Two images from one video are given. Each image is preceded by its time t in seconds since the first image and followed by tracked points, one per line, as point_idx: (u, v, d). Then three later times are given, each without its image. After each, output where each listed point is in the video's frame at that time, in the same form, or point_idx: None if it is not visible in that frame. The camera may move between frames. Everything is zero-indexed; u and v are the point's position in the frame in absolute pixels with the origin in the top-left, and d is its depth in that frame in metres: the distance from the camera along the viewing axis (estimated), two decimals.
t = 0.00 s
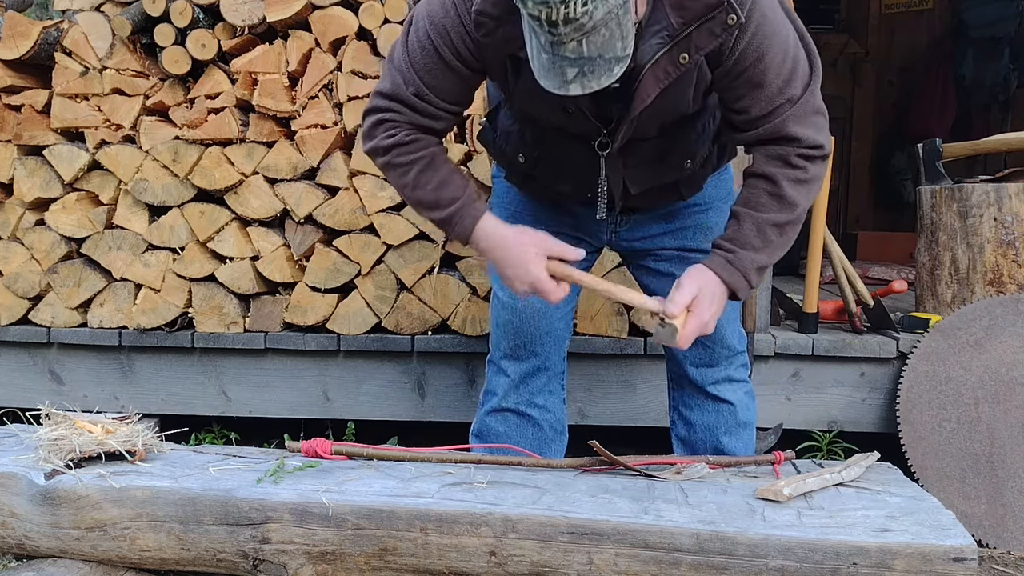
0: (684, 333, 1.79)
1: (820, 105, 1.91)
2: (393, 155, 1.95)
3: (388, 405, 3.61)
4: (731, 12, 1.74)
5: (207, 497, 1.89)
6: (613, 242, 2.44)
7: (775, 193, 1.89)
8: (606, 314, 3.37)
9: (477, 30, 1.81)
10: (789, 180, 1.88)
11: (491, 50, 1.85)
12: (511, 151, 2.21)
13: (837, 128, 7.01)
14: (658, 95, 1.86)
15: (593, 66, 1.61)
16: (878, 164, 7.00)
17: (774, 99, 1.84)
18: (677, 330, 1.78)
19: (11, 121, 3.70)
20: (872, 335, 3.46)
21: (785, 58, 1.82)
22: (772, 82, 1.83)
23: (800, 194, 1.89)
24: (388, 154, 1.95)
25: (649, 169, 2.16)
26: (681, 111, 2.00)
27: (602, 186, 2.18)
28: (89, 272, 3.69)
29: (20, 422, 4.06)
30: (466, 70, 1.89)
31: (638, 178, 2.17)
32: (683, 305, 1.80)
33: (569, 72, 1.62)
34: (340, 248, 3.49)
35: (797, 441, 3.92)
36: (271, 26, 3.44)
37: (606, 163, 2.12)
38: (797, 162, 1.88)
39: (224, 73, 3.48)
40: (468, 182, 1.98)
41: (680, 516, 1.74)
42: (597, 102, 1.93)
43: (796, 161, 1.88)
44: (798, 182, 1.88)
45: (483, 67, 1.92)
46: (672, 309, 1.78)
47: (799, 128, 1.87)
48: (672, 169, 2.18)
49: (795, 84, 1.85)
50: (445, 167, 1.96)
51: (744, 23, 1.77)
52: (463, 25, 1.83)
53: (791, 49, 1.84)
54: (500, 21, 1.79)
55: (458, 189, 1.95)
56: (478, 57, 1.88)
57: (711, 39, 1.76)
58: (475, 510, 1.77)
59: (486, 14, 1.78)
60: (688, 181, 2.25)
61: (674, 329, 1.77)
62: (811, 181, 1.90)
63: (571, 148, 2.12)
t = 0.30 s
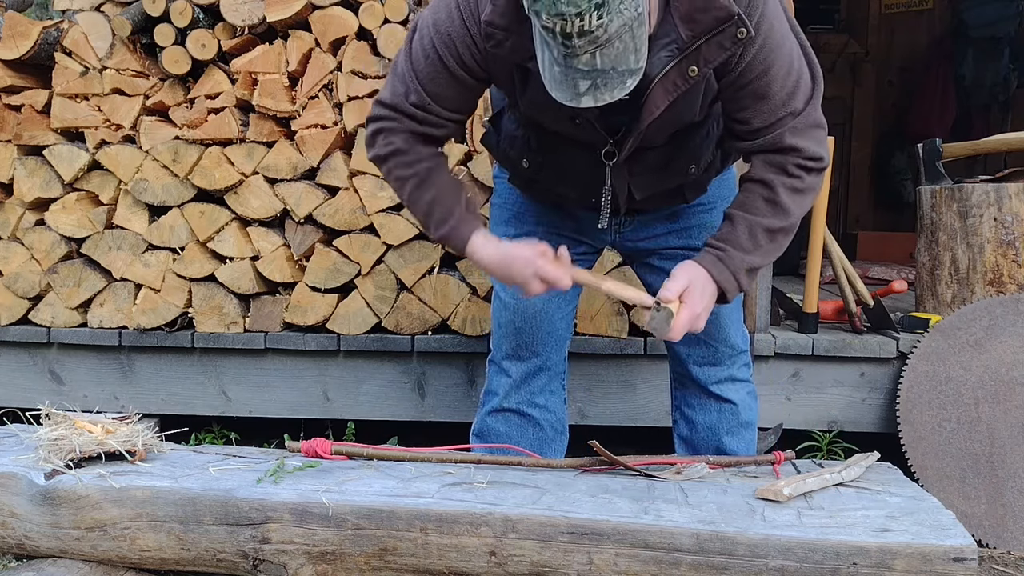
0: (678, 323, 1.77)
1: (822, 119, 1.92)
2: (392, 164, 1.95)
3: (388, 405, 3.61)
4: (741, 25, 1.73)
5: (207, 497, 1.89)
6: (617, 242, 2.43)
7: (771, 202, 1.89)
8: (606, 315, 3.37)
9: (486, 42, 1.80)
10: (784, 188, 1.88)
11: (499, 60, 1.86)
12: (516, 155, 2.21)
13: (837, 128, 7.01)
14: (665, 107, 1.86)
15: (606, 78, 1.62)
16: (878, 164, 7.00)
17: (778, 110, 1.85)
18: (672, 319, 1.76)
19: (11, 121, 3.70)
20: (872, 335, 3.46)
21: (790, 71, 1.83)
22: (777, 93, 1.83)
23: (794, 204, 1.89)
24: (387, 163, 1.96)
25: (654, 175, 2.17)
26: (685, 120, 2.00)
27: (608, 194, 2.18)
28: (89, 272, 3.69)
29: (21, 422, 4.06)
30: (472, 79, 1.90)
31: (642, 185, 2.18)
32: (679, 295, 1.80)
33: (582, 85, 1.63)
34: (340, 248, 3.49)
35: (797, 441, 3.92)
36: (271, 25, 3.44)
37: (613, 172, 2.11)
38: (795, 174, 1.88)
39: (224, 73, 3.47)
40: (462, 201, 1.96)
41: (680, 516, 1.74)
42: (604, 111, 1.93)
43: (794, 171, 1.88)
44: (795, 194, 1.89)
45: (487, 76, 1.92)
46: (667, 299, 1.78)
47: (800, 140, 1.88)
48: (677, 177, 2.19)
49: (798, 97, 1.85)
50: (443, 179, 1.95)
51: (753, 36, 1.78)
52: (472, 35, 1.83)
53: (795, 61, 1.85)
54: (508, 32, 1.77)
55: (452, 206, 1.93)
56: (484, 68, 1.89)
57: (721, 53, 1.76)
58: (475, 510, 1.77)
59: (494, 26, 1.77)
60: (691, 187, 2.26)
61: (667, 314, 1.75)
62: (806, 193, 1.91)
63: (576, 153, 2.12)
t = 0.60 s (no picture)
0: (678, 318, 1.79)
1: (831, 108, 1.92)
2: (397, 139, 1.97)
3: (388, 404, 3.61)
4: (750, 10, 1.74)
5: (207, 497, 1.89)
6: (617, 242, 2.43)
7: (779, 191, 1.89)
8: (606, 315, 3.37)
9: (492, 25, 1.81)
10: (793, 178, 1.88)
11: (504, 46, 1.86)
12: (518, 149, 2.21)
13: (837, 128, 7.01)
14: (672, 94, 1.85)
15: (627, 56, 1.61)
16: (878, 164, 7.00)
17: (789, 98, 1.86)
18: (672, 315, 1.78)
19: (11, 121, 3.70)
20: (872, 335, 3.46)
21: (801, 59, 1.84)
22: (787, 81, 1.84)
23: (801, 194, 1.89)
24: (393, 137, 1.97)
25: (657, 167, 2.17)
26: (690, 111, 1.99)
27: (613, 187, 2.18)
28: (89, 272, 3.69)
29: (21, 422, 4.06)
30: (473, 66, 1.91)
31: (646, 177, 2.18)
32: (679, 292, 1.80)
33: (603, 63, 1.61)
34: (340, 248, 3.49)
35: (797, 441, 3.92)
36: (271, 26, 3.44)
37: (618, 164, 2.11)
38: (803, 163, 1.88)
39: (224, 73, 3.47)
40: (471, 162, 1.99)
41: (680, 516, 1.74)
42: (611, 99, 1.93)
43: (803, 161, 1.87)
44: (803, 182, 1.89)
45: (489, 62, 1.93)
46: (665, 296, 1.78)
47: (811, 128, 1.88)
48: (680, 169, 2.19)
49: (809, 85, 1.86)
50: (448, 145, 1.98)
51: (763, 21, 1.78)
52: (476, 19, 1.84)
53: (806, 49, 1.86)
54: (516, 16, 1.78)
55: (460, 172, 1.97)
56: (487, 54, 1.90)
57: (729, 37, 1.76)
58: (475, 510, 1.77)
59: (501, 9, 1.78)
60: (694, 181, 2.26)
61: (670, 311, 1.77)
62: (814, 183, 1.91)
63: (579, 147, 2.12)
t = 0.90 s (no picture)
0: (666, 328, 1.75)
1: (828, 119, 1.92)
2: (398, 138, 1.97)
3: (388, 404, 3.61)
4: (755, 17, 1.73)
5: (207, 497, 1.89)
6: (617, 242, 2.44)
7: (775, 207, 1.90)
8: (606, 316, 3.37)
9: (499, 25, 1.81)
10: (789, 194, 1.89)
11: (510, 46, 1.87)
12: (519, 148, 2.21)
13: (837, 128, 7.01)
14: (675, 97, 1.85)
15: (623, 63, 1.61)
16: (878, 164, 6.99)
17: (788, 107, 1.86)
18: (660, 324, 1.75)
19: (11, 121, 3.70)
20: (872, 335, 3.46)
21: (799, 68, 1.83)
22: (785, 90, 1.84)
23: (798, 209, 1.90)
24: (393, 134, 1.97)
25: (659, 169, 2.17)
26: (694, 112, 2.00)
27: (614, 187, 2.18)
28: (89, 272, 3.69)
29: (21, 422, 4.06)
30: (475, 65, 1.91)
31: (648, 178, 2.19)
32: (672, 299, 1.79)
33: (597, 68, 1.62)
34: (340, 248, 3.49)
35: (797, 441, 3.92)
36: (271, 26, 3.44)
37: (619, 162, 2.12)
38: (799, 178, 1.89)
39: (224, 73, 3.47)
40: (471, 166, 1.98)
41: (680, 516, 1.74)
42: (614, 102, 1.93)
43: (800, 176, 1.89)
44: (798, 197, 1.90)
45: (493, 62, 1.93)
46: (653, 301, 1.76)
47: (807, 140, 1.88)
48: (682, 171, 2.19)
49: (806, 96, 1.86)
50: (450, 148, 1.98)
51: (766, 29, 1.77)
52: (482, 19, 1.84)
53: (804, 59, 1.86)
54: (522, 16, 1.78)
55: (460, 175, 1.95)
56: (492, 53, 1.90)
57: (733, 44, 1.75)
58: (475, 510, 1.77)
59: (507, 9, 1.78)
60: (696, 182, 2.26)
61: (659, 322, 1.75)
62: (810, 198, 1.92)
63: (581, 146, 2.13)
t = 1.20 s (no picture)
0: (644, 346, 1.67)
1: (815, 135, 1.90)
2: (398, 158, 1.99)
3: (388, 404, 3.61)
4: (752, 31, 1.73)
5: (207, 497, 1.89)
6: (617, 242, 2.44)
7: (758, 225, 1.87)
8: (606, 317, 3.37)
9: (496, 40, 1.81)
10: (771, 211, 1.86)
11: (507, 60, 1.87)
12: (520, 152, 2.20)
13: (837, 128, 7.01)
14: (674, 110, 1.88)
15: (613, 75, 1.61)
16: (878, 164, 6.99)
17: (776, 121, 1.84)
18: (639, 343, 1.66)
19: (11, 121, 3.69)
20: (872, 335, 3.46)
21: (790, 84, 1.82)
22: (775, 105, 1.82)
23: (779, 227, 1.87)
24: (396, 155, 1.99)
25: (659, 177, 2.19)
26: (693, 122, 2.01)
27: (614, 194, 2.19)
28: (89, 272, 3.69)
29: (21, 422, 4.06)
30: (476, 80, 1.92)
31: (648, 186, 2.20)
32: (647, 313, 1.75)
33: (588, 79, 1.62)
34: (340, 248, 3.49)
35: (797, 440, 3.92)
36: (271, 26, 3.44)
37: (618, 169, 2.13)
38: (783, 196, 1.86)
39: (224, 73, 3.47)
40: (464, 200, 2.01)
41: (680, 516, 1.74)
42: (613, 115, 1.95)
43: (783, 194, 1.86)
44: (781, 216, 1.87)
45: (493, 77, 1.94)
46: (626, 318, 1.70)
47: (793, 154, 1.85)
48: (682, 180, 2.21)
49: (794, 112, 1.84)
50: (449, 177, 2.01)
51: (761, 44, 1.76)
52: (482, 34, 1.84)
53: (795, 74, 1.84)
54: (519, 31, 1.77)
55: (454, 211, 1.99)
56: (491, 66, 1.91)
57: (731, 58, 1.76)
58: (475, 510, 1.77)
59: (505, 25, 1.77)
60: (695, 188, 2.28)
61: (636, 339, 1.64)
62: (794, 216, 1.89)
63: (580, 153, 2.13)
